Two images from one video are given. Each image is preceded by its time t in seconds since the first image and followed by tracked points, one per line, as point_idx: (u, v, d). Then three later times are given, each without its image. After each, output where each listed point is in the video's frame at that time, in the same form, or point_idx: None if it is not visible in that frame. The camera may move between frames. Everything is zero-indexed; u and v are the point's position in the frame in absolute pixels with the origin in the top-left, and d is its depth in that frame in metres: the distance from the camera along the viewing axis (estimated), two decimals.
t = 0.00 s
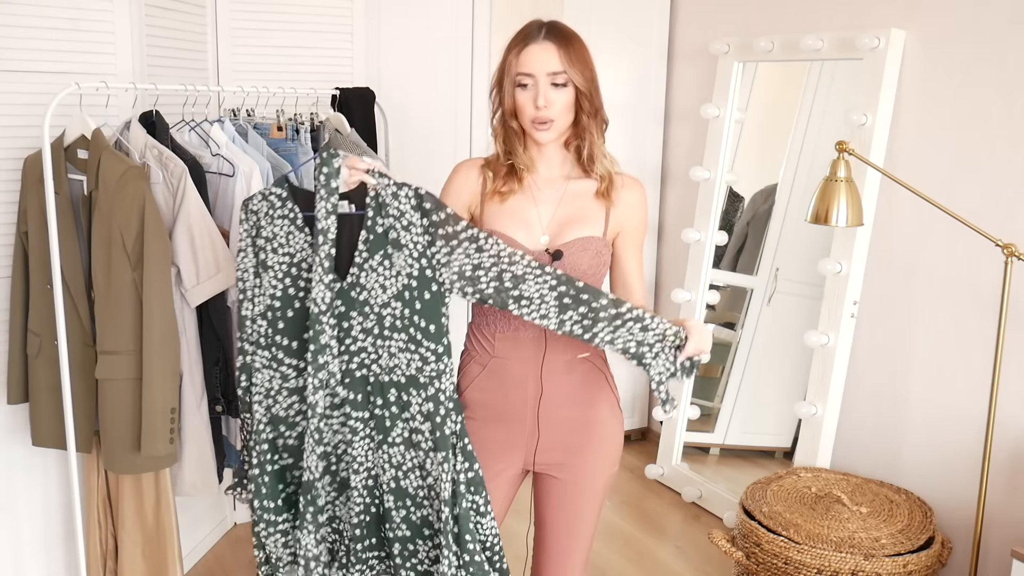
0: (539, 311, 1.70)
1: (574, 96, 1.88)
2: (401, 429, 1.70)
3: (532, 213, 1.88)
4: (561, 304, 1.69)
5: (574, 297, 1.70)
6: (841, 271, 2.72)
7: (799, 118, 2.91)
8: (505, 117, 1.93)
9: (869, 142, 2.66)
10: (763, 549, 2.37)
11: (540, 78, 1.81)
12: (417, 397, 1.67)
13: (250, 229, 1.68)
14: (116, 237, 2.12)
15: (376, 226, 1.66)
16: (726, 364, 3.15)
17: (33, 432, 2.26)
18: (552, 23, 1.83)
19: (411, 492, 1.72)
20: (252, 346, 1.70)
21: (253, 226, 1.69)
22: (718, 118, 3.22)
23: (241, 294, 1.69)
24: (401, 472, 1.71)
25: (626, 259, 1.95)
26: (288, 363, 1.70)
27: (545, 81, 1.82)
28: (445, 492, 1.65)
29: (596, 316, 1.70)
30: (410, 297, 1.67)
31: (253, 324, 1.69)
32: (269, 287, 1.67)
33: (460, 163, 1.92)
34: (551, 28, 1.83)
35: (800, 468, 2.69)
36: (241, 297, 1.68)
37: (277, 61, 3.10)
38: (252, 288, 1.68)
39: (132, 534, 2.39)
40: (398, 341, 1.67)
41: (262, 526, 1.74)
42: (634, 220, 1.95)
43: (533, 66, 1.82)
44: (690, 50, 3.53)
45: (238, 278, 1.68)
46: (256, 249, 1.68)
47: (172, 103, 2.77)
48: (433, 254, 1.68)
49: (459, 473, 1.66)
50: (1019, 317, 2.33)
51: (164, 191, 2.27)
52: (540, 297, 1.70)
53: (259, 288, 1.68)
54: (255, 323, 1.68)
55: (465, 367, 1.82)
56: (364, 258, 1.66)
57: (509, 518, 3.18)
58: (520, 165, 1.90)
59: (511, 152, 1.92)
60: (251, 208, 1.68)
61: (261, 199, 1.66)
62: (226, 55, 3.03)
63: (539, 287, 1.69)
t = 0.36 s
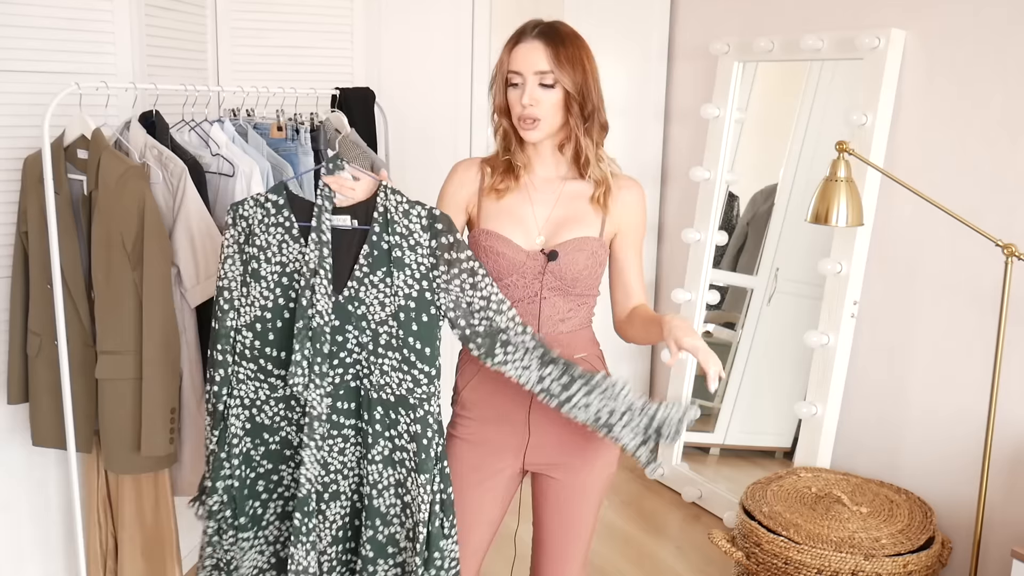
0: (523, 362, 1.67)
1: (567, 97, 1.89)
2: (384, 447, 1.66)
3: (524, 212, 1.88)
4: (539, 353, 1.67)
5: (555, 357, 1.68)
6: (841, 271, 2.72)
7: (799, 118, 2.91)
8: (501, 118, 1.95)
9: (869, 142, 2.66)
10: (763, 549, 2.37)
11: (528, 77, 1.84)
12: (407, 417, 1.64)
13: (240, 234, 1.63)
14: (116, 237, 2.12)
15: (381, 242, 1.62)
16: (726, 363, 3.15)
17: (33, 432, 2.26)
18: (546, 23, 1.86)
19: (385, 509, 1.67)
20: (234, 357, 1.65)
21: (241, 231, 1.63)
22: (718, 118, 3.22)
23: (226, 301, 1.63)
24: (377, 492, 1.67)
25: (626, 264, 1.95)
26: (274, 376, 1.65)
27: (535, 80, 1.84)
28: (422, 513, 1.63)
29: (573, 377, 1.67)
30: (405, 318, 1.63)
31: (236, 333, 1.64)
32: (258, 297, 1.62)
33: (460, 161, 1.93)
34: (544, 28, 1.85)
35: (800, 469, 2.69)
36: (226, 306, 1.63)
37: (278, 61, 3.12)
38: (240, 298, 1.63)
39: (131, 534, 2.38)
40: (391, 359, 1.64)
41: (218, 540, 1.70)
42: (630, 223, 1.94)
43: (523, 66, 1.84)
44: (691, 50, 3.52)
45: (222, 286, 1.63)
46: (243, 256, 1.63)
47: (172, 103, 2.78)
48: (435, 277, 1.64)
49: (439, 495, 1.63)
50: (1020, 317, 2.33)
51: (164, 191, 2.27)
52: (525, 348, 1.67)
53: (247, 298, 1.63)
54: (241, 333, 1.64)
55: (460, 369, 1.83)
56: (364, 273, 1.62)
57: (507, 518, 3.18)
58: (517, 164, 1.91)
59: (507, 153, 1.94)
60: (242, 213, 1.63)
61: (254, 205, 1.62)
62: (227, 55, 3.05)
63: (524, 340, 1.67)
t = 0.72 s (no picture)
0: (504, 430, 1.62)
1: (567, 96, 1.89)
2: (399, 489, 1.57)
3: (523, 211, 1.89)
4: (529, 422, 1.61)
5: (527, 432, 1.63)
6: (841, 271, 2.72)
7: (799, 118, 2.90)
8: (500, 118, 1.97)
9: (869, 143, 2.66)
10: (763, 549, 2.37)
11: (531, 75, 1.84)
12: (429, 463, 1.56)
13: (299, 249, 1.60)
14: (116, 237, 2.12)
15: (438, 282, 1.58)
16: (725, 364, 3.18)
17: (33, 432, 2.26)
18: (547, 23, 1.87)
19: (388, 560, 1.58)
20: (276, 373, 1.60)
21: (302, 245, 1.61)
22: (718, 118, 3.22)
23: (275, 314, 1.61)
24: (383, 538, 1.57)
25: (628, 266, 1.89)
26: (312, 397, 1.61)
27: (537, 79, 1.84)
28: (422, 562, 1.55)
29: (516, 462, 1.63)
30: (447, 363, 1.57)
31: (282, 350, 1.60)
32: (311, 315, 1.60)
33: (457, 163, 1.97)
34: (545, 27, 1.86)
35: (801, 469, 2.69)
36: (277, 319, 1.60)
37: (279, 61, 3.11)
38: (291, 313, 1.60)
39: (129, 534, 2.37)
40: (424, 402, 1.57)
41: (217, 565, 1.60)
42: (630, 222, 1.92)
43: (525, 64, 1.84)
44: (691, 50, 3.52)
45: (274, 298, 1.60)
46: (300, 271, 1.60)
47: (171, 103, 2.78)
48: (483, 328, 1.58)
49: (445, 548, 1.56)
50: (1020, 317, 2.33)
51: (164, 191, 2.27)
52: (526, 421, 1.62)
53: (299, 315, 1.60)
54: (287, 348, 1.60)
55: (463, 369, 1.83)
56: (415, 310, 1.58)
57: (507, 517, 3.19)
58: (515, 164, 1.93)
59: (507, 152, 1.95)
60: (304, 229, 1.61)
61: (319, 223, 1.60)
62: (226, 55, 3.04)
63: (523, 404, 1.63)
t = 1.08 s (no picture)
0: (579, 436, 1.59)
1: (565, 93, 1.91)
2: (491, 517, 1.54)
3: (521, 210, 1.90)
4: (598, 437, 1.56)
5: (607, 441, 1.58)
6: (841, 271, 2.72)
7: (799, 118, 2.90)
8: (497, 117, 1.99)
9: (869, 143, 2.66)
10: (763, 549, 2.37)
11: (532, 69, 1.85)
12: (518, 479, 1.54)
13: (354, 286, 1.58)
14: (115, 237, 2.12)
15: (504, 301, 1.55)
16: (725, 364, 3.18)
17: (33, 432, 2.26)
18: (545, 20, 1.89)
19: None
20: (352, 417, 1.61)
21: (355, 282, 1.59)
22: (718, 118, 3.22)
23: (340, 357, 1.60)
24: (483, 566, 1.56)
25: (621, 261, 1.89)
26: (389, 435, 1.61)
27: (538, 72, 1.85)
28: None
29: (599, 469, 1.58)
30: (525, 372, 1.55)
31: (354, 391, 1.61)
32: (377, 351, 1.59)
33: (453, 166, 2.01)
34: (543, 25, 1.88)
35: (801, 469, 2.69)
36: (343, 362, 1.60)
37: (280, 62, 3.07)
38: (358, 352, 1.60)
39: (130, 535, 2.39)
40: (505, 420, 1.54)
41: None
42: (627, 221, 1.92)
43: (525, 58, 1.86)
44: (691, 50, 3.52)
45: (338, 340, 1.60)
46: (360, 310, 1.59)
47: (171, 103, 2.77)
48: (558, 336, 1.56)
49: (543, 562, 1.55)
50: (1020, 317, 2.33)
51: (164, 191, 2.27)
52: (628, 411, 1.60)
53: (365, 352, 1.60)
54: (357, 389, 1.61)
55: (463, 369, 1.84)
56: (485, 330, 1.55)
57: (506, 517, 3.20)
58: (511, 166, 1.94)
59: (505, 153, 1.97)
60: (356, 265, 1.59)
61: (373, 258, 1.58)
62: (227, 55, 2.98)
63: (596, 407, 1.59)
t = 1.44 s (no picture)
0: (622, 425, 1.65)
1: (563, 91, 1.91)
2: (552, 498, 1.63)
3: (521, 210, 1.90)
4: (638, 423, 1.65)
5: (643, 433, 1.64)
6: (841, 271, 2.72)
7: (799, 118, 2.90)
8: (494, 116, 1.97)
9: (869, 143, 2.66)
10: (763, 549, 2.37)
11: (530, 68, 1.85)
12: (570, 463, 1.63)
13: (397, 278, 1.64)
14: (115, 237, 2.12)
15: (548, 294, 1.60)
16: (725, 364, 3.18)
17: (33, 432, 2.26)
18: (542, 19, 1.89)
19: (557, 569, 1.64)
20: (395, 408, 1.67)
21: (398, 276, 1.64)
22: (718, 118, 3.22)
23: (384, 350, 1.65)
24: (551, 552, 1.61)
25: (623, 259, 1.91)
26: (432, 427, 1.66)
27: (537, 70, 1.85)
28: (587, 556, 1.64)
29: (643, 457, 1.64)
30: (569, 362, 1.61)
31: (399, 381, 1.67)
32: (419, 346, 1.64)
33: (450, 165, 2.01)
34: (541, 24, 1.88)
35: (801, 469, 2.69)
36: (385, 354, 1.65)
37: (279, 61, 3.06)
38: (400, 346, 1.65)
39: (131, 534, 2.39)
40: (554, 408, 1.62)
41: None
42: (628, 220, 1.94)
43: (524, 57, 1.85)
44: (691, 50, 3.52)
45: (382, 333, 1.65)
46: (402, 304, 1.65)
47: (171, 103, 2.77)
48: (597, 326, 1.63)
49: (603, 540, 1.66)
50: (1020, 317, 2.33)
51: (164, 191, 2.27)
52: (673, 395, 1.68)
53: (407, 346, 1.65)
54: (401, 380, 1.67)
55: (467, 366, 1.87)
56: (529, 325, 1.60)
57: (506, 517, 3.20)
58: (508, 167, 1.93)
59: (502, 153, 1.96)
60: (398, 256, 1.65)
61: (417, 252, 1.64)
62: (227, 55, 2.98)
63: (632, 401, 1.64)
